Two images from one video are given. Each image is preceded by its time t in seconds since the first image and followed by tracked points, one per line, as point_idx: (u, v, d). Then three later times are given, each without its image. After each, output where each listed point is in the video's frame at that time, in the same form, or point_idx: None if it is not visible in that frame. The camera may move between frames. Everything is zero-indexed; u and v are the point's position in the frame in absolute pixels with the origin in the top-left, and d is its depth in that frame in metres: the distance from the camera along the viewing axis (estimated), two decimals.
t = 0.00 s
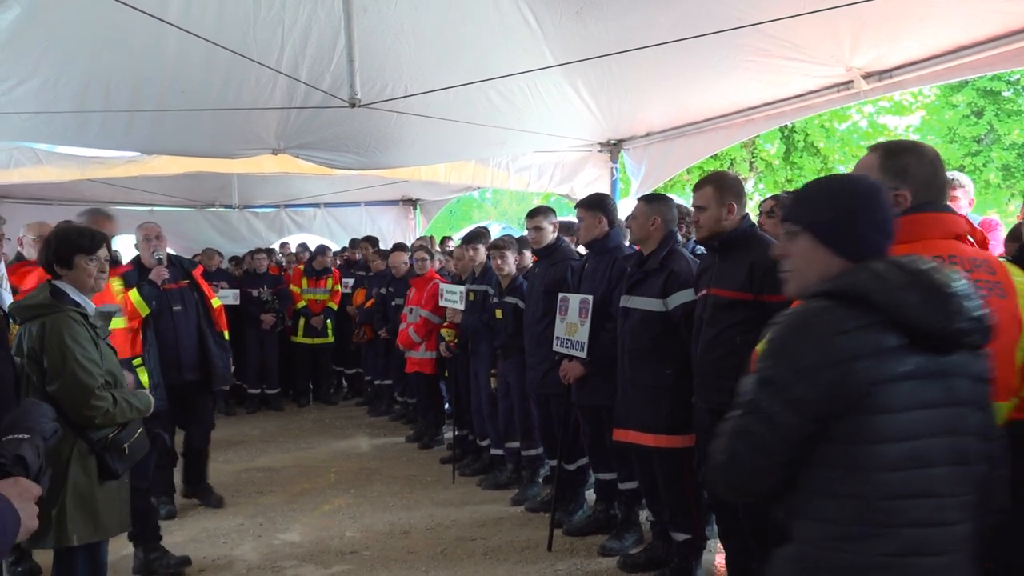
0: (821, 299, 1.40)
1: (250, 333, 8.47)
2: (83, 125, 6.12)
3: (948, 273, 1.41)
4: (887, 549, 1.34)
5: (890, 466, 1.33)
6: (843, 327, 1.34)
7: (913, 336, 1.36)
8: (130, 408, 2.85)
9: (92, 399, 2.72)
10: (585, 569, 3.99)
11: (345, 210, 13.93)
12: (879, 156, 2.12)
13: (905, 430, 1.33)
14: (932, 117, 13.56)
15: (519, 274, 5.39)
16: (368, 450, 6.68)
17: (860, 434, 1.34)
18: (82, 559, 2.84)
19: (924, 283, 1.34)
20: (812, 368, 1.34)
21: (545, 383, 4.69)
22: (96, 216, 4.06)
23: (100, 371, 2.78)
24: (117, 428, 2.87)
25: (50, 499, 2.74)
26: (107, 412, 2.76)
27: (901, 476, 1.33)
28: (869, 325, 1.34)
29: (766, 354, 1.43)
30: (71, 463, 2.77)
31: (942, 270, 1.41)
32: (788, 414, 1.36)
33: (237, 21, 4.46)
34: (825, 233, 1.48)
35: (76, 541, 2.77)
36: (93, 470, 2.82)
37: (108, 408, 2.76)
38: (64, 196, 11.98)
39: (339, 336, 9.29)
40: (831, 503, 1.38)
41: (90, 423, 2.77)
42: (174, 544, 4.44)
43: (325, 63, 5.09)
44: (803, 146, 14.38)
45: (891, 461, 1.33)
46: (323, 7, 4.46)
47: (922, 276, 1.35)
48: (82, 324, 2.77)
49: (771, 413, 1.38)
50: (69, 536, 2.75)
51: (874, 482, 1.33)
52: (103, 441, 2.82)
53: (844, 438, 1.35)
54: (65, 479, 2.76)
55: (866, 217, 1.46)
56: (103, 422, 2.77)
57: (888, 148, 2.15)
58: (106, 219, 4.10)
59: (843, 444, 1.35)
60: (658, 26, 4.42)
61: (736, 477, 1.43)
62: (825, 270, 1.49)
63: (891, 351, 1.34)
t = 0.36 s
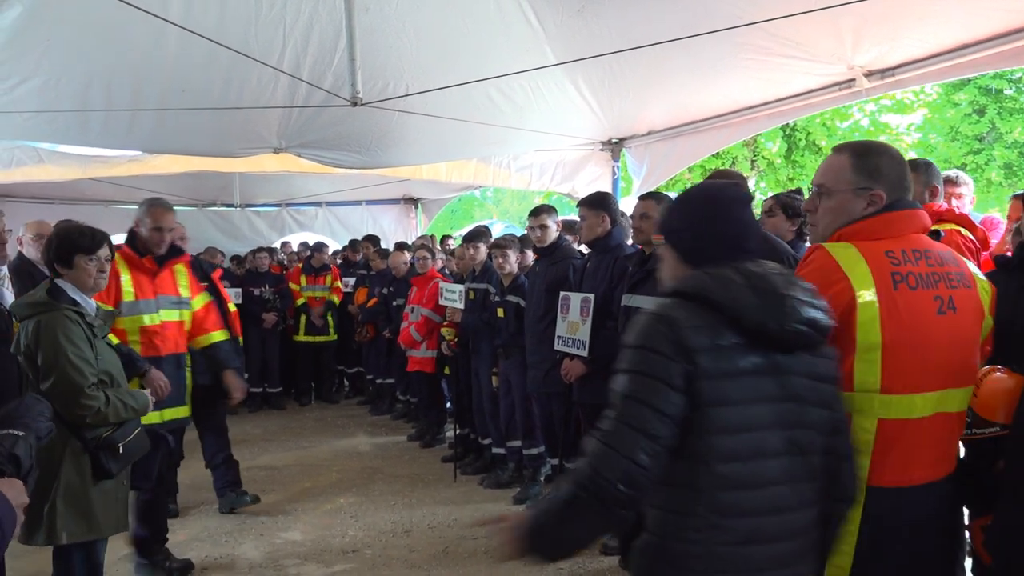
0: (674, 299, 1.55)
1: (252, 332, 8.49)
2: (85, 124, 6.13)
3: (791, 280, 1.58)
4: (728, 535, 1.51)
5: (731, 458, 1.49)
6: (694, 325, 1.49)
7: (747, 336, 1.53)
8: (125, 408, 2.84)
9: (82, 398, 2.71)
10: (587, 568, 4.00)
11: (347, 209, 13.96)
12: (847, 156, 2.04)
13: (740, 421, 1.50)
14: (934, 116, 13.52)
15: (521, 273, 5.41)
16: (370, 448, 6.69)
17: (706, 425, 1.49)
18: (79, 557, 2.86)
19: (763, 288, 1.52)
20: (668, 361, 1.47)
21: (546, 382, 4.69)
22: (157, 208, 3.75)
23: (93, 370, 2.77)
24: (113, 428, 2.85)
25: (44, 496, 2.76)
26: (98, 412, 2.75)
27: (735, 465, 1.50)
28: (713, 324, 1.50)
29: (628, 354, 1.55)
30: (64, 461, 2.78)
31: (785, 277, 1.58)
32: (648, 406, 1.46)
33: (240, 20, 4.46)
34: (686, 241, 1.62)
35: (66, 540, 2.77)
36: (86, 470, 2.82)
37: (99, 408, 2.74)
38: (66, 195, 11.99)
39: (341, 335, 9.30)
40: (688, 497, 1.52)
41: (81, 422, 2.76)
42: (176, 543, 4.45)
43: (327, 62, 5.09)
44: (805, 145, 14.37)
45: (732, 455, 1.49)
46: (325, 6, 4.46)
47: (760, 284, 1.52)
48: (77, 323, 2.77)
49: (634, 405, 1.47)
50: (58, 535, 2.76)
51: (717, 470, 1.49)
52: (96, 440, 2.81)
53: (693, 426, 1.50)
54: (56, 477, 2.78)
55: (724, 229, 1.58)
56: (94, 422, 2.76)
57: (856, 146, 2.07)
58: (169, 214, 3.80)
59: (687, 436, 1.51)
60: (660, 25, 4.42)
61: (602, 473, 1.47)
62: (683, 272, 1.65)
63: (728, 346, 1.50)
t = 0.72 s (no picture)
0: (601, 287, 1.59)
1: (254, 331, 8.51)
2: (88, 122, 6.14)
3: (709, 268, 1.65)
4: (665, 505, 1.57)
5: (666, 433, 1.56)
6: (622, 307, 1.54)
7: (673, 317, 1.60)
8: (124, 406, 2.86)
9: (79, 396, 2.72)
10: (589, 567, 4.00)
11: (349, 208, 13.99)
12: (853, 155, 2.07)
13: (670, 399, 1.57)
14: (937, 116, 13.47)
15: (522, 272, 5.43)
16: (372, 447, 6.69)
17: (637, 403, 1.55)
18: (79, 555, 2.87)
19: (683, 274, 1.59)
20: (600, 340, 1.50)
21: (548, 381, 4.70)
22: (192, 207, 3.30)
23: (91, 368, 2.78)
24: (112, 425, 2.86)
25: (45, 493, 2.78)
26: (96, 410, 2.75)
27: (671, 440, 1.57)
28: (640, 309, 1.56)
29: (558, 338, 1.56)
30: (64, 458, 2.80)
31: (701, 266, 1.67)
32: (585, 383, 1.47)
33: (243, 19, 4.47)
34: (597, 237, 1.65)
35: (66, 538, 2.78)
36: (85, 467, 2.83)
37: (96, 405, 2.75)
38: (68, 194, 12.00)
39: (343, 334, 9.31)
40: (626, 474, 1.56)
41: (80, 420, 2.76)
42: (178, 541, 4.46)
43: (329, 61, 5.10)
44: (807, 144, 14.35)
45: (668, 430, 1.57)
46: (328, 5, 4.48)
47: (681, 270, 1.59)
48: (75, 321, 2.78)
49: (570, 383, 1.47)
50: (58, 533, 2.77)
51: (651, 446, 1.55)
52: (95, 438, 2.82)
53: (627, 406, 1.55)
54: (56, 473, 2.80)
55: (633, 223, 1.62)
56: (92, 419, 2.77)
57: (860, 146, 2.10)
58: (207, 211, 3.36)
59: (620, 415, 1.56)
60: (663, 24, 4.42)
61: (540, 448, 1.42)
62: (599, 269, 1.68)
63: (656, 329, 1.57)
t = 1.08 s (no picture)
0: (551, 288, 1.62)
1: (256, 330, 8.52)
2: (91, 122, 6.15)
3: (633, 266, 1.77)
4: (623, 486, 1.61)
5: (623, 417, 1.61)
6: (577, 303, 1.58)
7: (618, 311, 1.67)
8: (126, 404, 2.87)
9: (83, 395, 2.72)
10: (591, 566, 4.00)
11: (351, 207, 14.00)
12: (852, 157, 2.02)
13: (623, 385, 1.62)
14: (939, 115, 13.43)
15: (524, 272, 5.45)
16: (373, 446, 6.70)
17: (599, 390, 1.58)
18: (82, 554, 2.87)
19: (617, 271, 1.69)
20: (566, 335, 1.53)
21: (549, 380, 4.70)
22: (233, 191, 3.12)
23: (93, 367, 2.78)
24: (115, 424, 2.86)
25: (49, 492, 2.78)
26: (99, 408, 2.76)
27: (625, 423, 1.62)
28: (592, 304, 1.61)
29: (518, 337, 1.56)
30: (67, 457, 2.80)
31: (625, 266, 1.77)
32: (558, 376, 1.49)
33: (245, 18, 4.48)
34: (532, 246, 1.69)
35: (70, 537, 2.78)
36: (88, 466, 2.84)
37: (100, 404, 2.76)
38: (71, 193, 12.02)
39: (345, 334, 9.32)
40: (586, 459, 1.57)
41: (83, 419, 2.77)
42: (180, 540, 4.47)
43: (331, 61, 5.10)
44: (809, 144, 14.36)
45: (622, 414, 1.61)
46: (329, 5, 4.49)
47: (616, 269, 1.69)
48: (76, 321, 2.78)
49: (543, 377, 1.47)
50: (62, 532, 2.77)
51: (611, 430, 1.59)
52: (98, 437, 2.82)
53: (588, 394, 1.57)
54: (59, 473, 2.80)
55: (569, 232, 1.69)
56: (96, 419, 2.77)
57: (859, 147, 2.06)
58: (248, 198, 3.18)
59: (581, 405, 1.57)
60: (665, 23, 4.41)
61: (523, 438, 1.43)
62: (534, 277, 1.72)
63: (608, 322, 1.62)
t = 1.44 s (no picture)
0: (457, 288, 1.64)
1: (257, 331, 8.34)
2: (91, 122, 6.15)
3: (555, 271, 1.75)
4: (535, 481, 1.56)
5: (528, 411, 1.58)
6: (473, 300, 1.59)
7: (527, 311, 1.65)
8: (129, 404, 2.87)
9: (86, 395, 2.72)
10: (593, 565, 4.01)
11: (352, 207, 14.02)
12: (871, 150, 1.99)
13: (528, 380, 1.59)
14: (940, 114, 13.43)
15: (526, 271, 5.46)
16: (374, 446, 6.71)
17: (496, 386, 1.56)
18: (84, 553, 2.87)
19: (530, 273, 1.67)
20: (456, 328, 1.53)
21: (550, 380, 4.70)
22: (285, 189, 2.83)
23: (96, 367, 2.79)
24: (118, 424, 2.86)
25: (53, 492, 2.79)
26: (102, 408, 2.76)
27: (534, 417, 1.58)
28: (494, 302, 1.61)
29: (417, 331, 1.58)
30: (71, 457, 2.81)
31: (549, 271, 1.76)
32: (441, 363, 1.48)
33: (246, 18, 4.49)
34: (454, 251, 1.73)
35: (74, 536, 2.79)
36: (91, 465, 2.84)
37: (103, 403, 2.76)
38: (72, 193, 12.01)
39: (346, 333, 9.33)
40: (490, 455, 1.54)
41: (87, 419, 2.77)
42: (181, 539, 4.48)
43: (331, 61, 5.11)
44: (810, 143, 14.37)
45: (525, 408, 1.58)
46: (332, 3, 4.50)
47: (528, 269, 1.68)
48: (78, 321, 2.78)
49: (424, 365, 1.47)
50: (66, 531, 2.77)
51: (512, 424, 1.55)
52: (102, 437, 2.83)
53: (485, 388, 1.55)
54: (63, 472, 2.81)
55: (489, 239, 1.71)
56: (99, 418, 2.77)
57: (879, 140, 2.02)
58: (306, 195, 2.89)
59: (479, 402, 1.56)
60: (665, 23, 4.41)
61: (396, 415, 1.41)
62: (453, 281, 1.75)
63: (510, 319, 1.61)
